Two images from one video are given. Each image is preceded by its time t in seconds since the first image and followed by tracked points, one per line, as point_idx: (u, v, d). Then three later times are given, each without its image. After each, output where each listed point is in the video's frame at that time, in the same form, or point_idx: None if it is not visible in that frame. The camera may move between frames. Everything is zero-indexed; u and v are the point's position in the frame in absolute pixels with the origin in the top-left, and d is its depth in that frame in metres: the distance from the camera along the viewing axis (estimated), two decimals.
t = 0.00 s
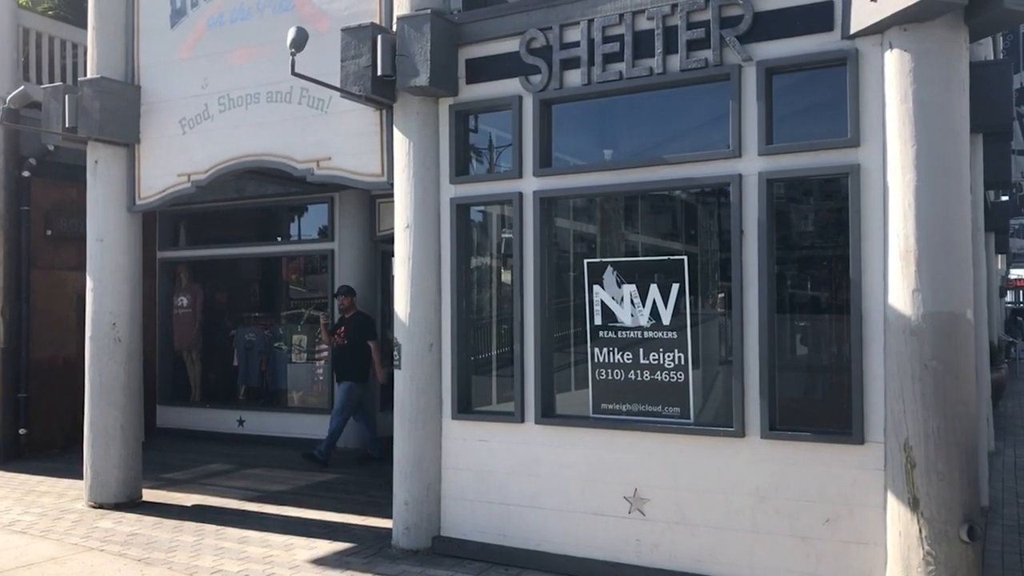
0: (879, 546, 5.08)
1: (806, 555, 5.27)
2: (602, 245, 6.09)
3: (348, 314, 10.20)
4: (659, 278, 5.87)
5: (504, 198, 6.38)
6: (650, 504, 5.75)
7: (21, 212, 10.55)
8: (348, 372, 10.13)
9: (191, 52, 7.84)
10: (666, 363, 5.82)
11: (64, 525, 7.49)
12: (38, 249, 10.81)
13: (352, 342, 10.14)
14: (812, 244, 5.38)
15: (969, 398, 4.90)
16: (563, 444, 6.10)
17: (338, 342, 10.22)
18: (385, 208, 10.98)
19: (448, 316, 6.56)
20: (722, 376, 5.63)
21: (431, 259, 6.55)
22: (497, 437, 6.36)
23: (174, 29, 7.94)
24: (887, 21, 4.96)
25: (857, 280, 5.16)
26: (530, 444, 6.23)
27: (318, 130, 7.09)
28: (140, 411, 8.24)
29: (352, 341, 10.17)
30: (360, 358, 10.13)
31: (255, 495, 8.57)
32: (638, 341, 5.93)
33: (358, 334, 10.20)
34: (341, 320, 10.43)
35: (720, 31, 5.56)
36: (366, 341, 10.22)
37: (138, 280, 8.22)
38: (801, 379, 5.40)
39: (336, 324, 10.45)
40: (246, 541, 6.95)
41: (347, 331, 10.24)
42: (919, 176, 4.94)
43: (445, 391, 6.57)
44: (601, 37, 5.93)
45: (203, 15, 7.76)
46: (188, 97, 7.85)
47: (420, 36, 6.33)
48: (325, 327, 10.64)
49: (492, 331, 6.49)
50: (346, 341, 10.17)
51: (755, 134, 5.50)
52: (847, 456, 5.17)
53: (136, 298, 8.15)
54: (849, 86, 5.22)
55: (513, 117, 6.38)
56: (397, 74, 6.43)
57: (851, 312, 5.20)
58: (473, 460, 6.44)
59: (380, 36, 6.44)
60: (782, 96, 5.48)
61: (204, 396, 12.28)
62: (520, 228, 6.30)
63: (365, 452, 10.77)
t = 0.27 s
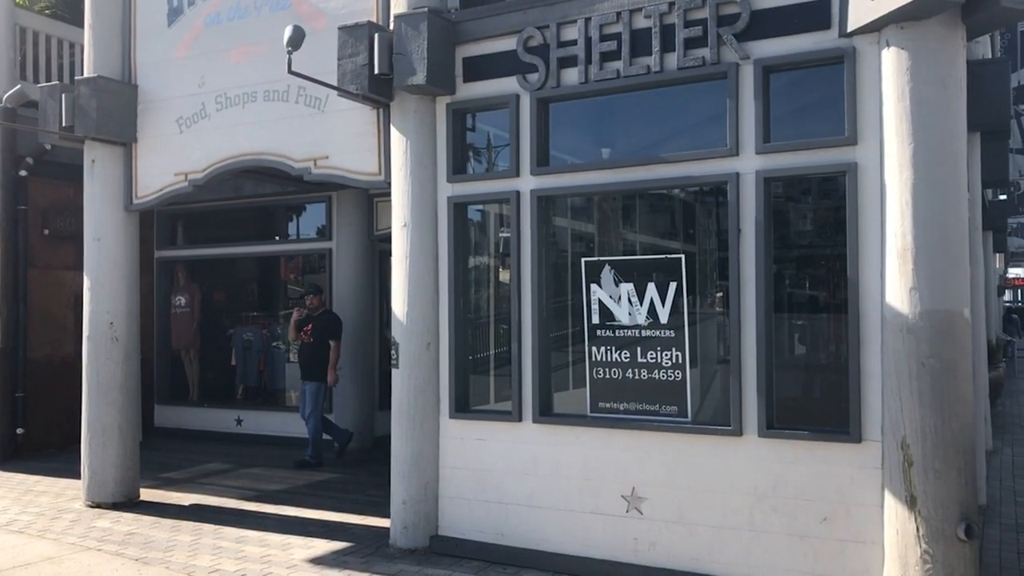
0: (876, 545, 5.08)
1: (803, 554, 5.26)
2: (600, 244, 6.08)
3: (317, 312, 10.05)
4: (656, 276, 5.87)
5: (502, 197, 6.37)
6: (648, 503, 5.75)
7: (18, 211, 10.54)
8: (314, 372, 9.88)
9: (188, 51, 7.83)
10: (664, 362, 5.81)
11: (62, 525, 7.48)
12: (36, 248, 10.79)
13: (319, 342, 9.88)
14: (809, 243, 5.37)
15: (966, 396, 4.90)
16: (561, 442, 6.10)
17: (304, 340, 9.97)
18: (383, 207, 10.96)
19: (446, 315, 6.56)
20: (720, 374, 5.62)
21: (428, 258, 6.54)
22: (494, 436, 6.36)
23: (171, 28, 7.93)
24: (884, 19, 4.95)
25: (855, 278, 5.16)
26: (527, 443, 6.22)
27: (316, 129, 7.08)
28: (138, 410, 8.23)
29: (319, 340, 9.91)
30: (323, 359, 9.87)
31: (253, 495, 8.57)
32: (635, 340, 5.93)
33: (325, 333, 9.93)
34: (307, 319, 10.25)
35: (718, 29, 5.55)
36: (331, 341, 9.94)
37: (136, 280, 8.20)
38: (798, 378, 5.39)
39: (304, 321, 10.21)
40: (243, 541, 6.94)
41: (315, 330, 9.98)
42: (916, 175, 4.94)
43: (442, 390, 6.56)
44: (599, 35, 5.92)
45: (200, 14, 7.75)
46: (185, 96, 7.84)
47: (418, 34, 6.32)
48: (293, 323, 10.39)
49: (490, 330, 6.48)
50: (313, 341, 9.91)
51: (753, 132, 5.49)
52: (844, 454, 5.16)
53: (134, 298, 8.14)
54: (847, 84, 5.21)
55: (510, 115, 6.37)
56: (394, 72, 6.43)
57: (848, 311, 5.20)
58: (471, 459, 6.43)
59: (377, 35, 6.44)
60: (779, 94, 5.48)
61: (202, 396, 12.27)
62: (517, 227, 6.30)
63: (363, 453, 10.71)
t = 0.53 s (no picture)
0: (873, 545, 5.08)
1: (800, 554, 5.26)
2: (597, 244, 6.08)
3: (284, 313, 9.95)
4: (654, 277, 5.87)
5: (499, 197, 6.37)
6: (645, 503, 5.74)
7: (15, 211, 10.52)
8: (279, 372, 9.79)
9: (185, 51, 7.82)
10: (661, 362, 5.81)
11: (59, 526, 7.47)
12: (33, 248, 10.77)
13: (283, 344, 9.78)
14: (807, 243, 5.37)
15: (963, 396, 4.90)
16: (558, 443, 6.10)
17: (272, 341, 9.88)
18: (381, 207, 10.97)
19: (443, 315, 6.55)
20: (718, 375, 5.62)
21: (425, 259, 6.53)
22: (492, 437, 6.36)
23: (168, 28, 7.92)
24: (881, 19, 4.96)
25: (852, 278, 5.16)
26: (524, 443, 6.22)
27: (313, 129, 7.07)
28: (135, 410, 8.22)
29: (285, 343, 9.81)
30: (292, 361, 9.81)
31: (250, 495, 8.55)
32: (633, 340, 5.92)
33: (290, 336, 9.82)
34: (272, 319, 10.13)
35: (715, 29, 5.55)
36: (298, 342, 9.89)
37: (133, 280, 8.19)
38: (795, 379, 5.39)
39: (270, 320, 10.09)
40: (240, 542, 6.93)
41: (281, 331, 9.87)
42: (914, 175, 4.94)
43: (439, 391, 6.55)
44: (596, 36, 5.92)
45: (197, 14, 7.75)
46: (182, 96, 7.83)
47: (415, 34, 6.31)
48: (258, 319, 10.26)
49: (487, 331, 6.48)
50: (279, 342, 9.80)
51: (750, 132, 5.49)
52: (842, 455, 5.16)
53: (131, 298, 8.13)
54: (844, 85, 5.21)
55: (507, 116, 6.37)
56: (392, 73, 6.42)
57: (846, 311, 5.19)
58: (468, 459, 6.43)
59: (374, 35, 6.43)
60: (777, 94, 5.48)
61: (199, 397, 12.25)
62: (514, 227, 6.29)
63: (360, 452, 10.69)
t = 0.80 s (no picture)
0: (871, 545, 5.08)
1: (798, 554, 5.26)
2: (594, 243, 6.07)
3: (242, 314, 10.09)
4: (651, 276, 5.86)
5: (496, 196, 6.36)
6: (643, 503, 5.74)
7: (11, 210, 10.50)
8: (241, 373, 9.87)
9: (181, 50, 7.80)
10: (659, 361, 5.80)
11: (55, 526, 7.46)
12: (30, 248, 10.76)
13: (246, 344, 9.84)
14: (805, 242, 5.36)
15: (961, 395, 4.90)
16: (555, 442, 6.09)
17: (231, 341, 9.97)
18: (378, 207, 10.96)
19: (440, 314, 6.54)
20: (716, 374, 5.61)
21: (422, 258, 6.52)
22: (489, 437, 6.35)
23: (165, 27, 7.90)
24: (879, 18, 4.95)
25: (850, 277, 5.15)
26: (522, 443, 6.21)
27: (310, 128, 7.06)
28: (131, 410, 8.20)
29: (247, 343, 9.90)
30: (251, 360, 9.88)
31: (247, 495, 8.54)
32: (630, 339, 5.92)
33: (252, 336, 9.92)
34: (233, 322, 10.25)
35: (712, 28, 5.54)
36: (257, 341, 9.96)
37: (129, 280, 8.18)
38: (793, 378, 5.39)
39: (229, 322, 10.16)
40: (237, 542, 6.92)
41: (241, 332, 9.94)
42: (912, 174, 4.93)
43: (436, 390, 6.54)
44: (593, 34, 5.91)
45: (194, 13, 7.73)
46: (179, 95, 7.81)
47: (412, 33, 6.30)
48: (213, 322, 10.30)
49: (485, 330, 6.47)
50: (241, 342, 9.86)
51: (748, 131, 5.48)
52: (839, 454, 5.16)
53: (128, 298, 8.12)
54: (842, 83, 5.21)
55: (505, 114, 6.36)
56: (388, 71, 6.40)
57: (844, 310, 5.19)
58: (466, 459, 6.42)
59: (370, 33, 6.41)
60: (774, 93, 5.47)
61: (196, 396, 12.23)
62: (511, 226, 6.28)
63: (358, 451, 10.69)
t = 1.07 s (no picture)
0: (868, 544, 5.08)
1: (795, 553, 5.26)
2: (592, 243, 6.07)
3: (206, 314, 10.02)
4: (649, 276, 5.86)
5: (493, 196, 6.36)
6: (640, 502, 5.73)
7: (7, 210, 10.48)
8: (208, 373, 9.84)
9: (178, 49, 7.79)
10: (656, 361, 5.80)
11: (52, 526, 7.45)
12: (27, 248, 10.74)
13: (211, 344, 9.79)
14: (802, 241, 5.36)
15: (957, 394, 4.90)
16: (553, 442, 6.08)
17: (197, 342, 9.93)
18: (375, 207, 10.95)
19: (437, 314, 6.53)
20: (713, 373, 5.61)
21: (419, 257, 6.52)
22: (486, 436, 6.34)
23: (162, 26, 7.89)
24: (876, 17, 4.95)
25: (847, 277, 5.15)
26: (519, 442, 6.21)
27: (307, 128, 7.05)
28: (128, 410, 8.19)
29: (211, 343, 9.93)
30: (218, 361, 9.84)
31: (243, 495, 8.53)
32: (628, 338, 5.91)
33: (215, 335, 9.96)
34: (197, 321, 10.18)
35: (709, 27, 5.54)
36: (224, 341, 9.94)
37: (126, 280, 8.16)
38: (790, 377, 5.39)
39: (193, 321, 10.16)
40: (234, 542, 6.90)
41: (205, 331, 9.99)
42: (909, 174, 4.93)
43: (434, 390, 6.53)
44: (590, 34, 5.91)
45: (191, 12, 7.72)
46: (176, 95, 7.80)
47: (409, 32, 6.30)
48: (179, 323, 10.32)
49: (482, 330, 6.47)
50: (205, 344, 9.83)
51: (745, 131, 5.49)
52: (836, 453, 5.16)
53: (124, 298, 8.11)
54: (839, 83, 5.21)
55: (502, 114, 6.35)
56: (386, 71, 6.40)
57: (841, 310, 5.19)
58: (463, 458, 6.41)
59: (367, 33, 6.40)
60: (772, 92, 5.47)
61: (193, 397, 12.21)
62: (508, 226, 6.28)
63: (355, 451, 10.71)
